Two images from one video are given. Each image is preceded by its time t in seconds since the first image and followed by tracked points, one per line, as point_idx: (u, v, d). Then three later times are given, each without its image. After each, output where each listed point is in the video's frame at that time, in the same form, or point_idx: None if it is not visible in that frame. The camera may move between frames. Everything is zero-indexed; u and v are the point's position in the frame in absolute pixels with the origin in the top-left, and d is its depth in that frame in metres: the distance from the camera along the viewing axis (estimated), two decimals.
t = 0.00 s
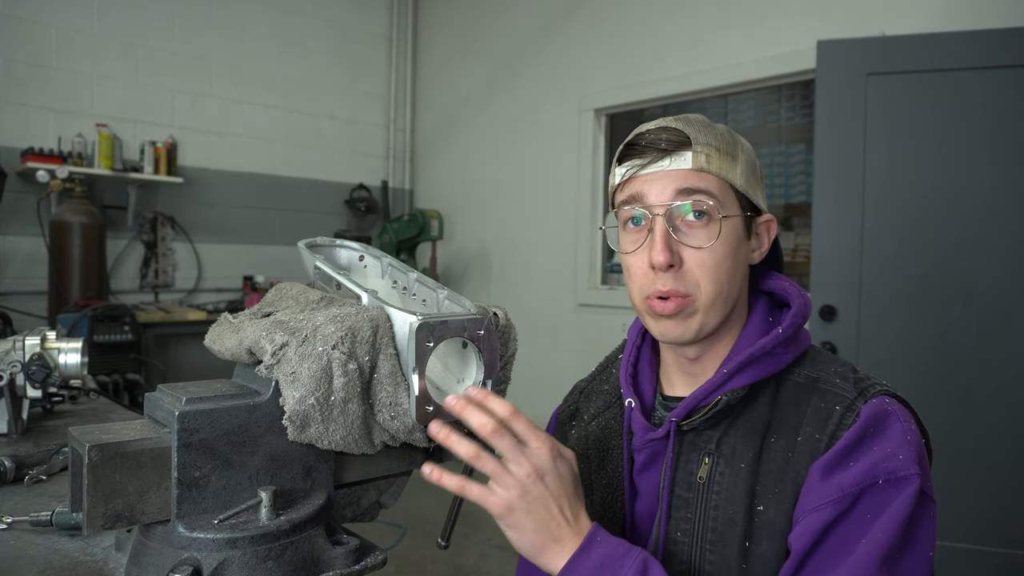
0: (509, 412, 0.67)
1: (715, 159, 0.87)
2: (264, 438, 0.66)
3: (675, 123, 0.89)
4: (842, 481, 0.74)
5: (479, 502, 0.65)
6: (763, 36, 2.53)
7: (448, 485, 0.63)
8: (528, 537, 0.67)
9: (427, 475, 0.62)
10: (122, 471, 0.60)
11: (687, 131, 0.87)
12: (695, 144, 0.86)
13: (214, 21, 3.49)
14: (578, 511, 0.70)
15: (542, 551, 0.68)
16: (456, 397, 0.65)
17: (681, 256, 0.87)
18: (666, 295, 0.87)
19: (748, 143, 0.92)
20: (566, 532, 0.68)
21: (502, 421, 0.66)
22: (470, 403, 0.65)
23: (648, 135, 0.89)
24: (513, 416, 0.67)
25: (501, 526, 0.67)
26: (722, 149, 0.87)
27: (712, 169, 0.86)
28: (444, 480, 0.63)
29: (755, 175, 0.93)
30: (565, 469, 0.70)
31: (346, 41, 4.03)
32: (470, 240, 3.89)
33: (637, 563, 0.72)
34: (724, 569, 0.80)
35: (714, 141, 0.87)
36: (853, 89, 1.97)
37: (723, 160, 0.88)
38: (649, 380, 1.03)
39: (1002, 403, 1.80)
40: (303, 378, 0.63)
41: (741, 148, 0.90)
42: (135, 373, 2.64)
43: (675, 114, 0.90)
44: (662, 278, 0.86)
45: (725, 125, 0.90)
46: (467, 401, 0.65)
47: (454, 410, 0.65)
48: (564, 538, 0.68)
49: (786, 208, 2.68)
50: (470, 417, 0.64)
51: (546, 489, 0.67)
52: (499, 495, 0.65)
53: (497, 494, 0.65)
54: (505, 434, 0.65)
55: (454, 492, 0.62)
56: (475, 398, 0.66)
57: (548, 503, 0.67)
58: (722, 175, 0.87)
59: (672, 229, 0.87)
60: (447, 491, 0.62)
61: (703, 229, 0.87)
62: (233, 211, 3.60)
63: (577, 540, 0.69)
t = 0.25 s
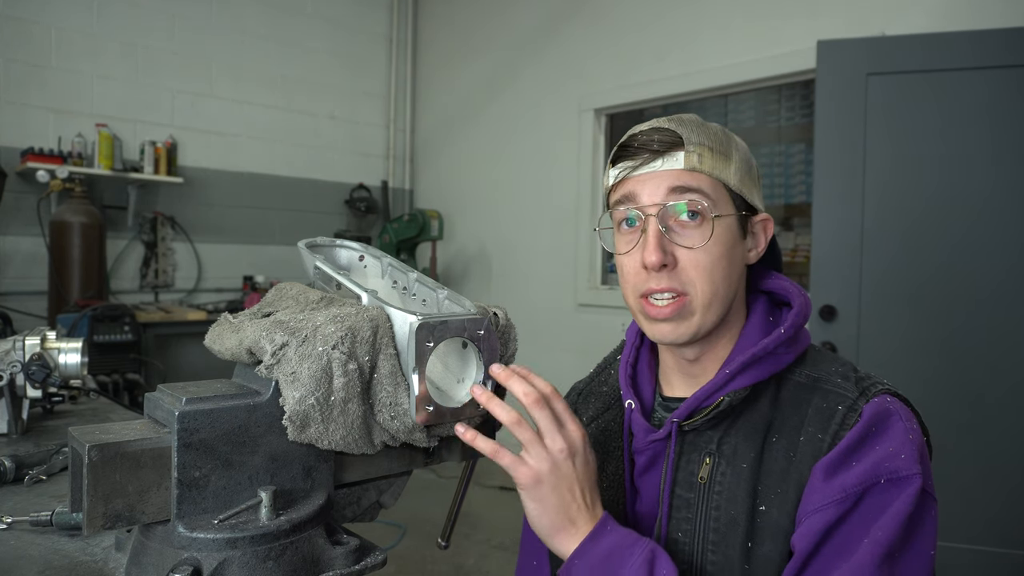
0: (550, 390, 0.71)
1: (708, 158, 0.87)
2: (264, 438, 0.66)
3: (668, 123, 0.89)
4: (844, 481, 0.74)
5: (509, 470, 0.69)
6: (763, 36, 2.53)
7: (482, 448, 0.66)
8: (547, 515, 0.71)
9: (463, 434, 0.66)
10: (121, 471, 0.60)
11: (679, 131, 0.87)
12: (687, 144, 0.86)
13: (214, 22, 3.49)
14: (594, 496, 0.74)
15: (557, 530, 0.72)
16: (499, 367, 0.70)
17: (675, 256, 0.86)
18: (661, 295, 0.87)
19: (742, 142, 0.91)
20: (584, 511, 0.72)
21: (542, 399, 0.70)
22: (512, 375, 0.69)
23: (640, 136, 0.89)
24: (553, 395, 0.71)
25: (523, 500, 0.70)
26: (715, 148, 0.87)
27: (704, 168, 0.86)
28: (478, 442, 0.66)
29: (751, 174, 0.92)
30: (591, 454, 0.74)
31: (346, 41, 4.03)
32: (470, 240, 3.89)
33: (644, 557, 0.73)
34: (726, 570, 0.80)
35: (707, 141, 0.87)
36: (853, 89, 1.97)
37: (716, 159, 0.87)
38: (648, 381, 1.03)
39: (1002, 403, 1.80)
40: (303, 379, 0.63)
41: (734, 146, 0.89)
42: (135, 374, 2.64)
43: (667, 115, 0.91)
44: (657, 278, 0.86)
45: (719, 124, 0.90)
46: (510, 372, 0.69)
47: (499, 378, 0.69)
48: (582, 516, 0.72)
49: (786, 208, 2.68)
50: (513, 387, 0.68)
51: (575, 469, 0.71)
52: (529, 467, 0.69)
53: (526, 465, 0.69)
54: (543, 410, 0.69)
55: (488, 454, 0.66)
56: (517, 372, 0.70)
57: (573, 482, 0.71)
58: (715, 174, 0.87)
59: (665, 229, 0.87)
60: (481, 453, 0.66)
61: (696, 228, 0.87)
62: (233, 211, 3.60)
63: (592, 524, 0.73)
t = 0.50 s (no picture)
0: (536, 407, 0.67)
1: (701, 162, 0.86)
2: (264, 438, 0.66)
3: (659, 128, 0.88)
4: (853, 479, 0.74)
5: (507, 492, 0.65)
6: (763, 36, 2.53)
7: (475, 475, 0.63)
8: (550, 531, 0.67)
9: (453, 463, 0.63)
10: (122, 471, 0.60)
11: (671, 136, 0.86)
12: (680, 149, 0.86)
13: (214, 21, 3.49)
14: (597, 506, 0.71)
15: (563, 544, 0.68)
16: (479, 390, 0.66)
17: (672, 263, 0.86)
18: (662, 301, 0.87)
19: (737, 141, 0.91)
20: (587, 526, 0.69)
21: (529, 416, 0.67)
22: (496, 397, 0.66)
23: (633, 143, 0.89)
24: (540, 411, 0.67)
25: (524, 519, 0.67)
26: (709, 152, 0.87)
27: (698, 173, 0.86)
28: (471, 469, 0.63)
29: (747, 173, 0.92)
30: (587, 466, 0.70)
31: (346, 41, 4.03)
32: (470, 240, 3.89)
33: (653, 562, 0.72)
34: (733, 569, 0.80)
35: (700, 144, 0.86)
36: (853, 89, 1.97)
37: (710, 162, 0.87)
38: (649, 382, 1.02)
39: (1003, 403, 1.80)
40: (303, 378, 0.63)
41: (728, 147, 0.89)
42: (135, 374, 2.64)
43: (659, 118, 0.90)
44: (656, 286, 0.86)
45: (711, 125, 0.89)
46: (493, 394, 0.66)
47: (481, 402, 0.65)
48: (586, 531, 0.69)
49: (786, 208, 2.68)
50: (497, 410, 0.65)
51: (572, 483, 0.67)
52: (526, 487, 0.65)
53: (525, 485, 0.65)
54: (531, 427, 0.66)
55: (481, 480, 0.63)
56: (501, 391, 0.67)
57: (572, 497, 0.67)
58: (709, 178, 0.86)
59: (662, 236, 0.87)
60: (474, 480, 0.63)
61: (693, 233, 0.87)
62: (233, 211, 3.60)
63: (596, 535, 0.69)
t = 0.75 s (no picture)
0: (507, 436, 0.65)
1: (701, 163, 0.86)
2: (264, 438, 0.66)
3: (658, 129, 0.88)
4: (856, 480, 0.75)
5: (489, 531, 0.67)
6: (763, 36, 2.53)
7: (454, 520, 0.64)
8: (538, 559, 0.69)
9: (432, 511, 0.63)
10: (122, 471, 0.60)
11: (670, 137, 0.86)
12: (680, 150, 0.86)
13: (214, 21, 3.49)
14: (588, 528, 0.72)
15: (554, 569, 0.70)
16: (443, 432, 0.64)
17: (673, 265, 0.87)
18: (662, 303, 0.87)
19: (737, 141, 0.91)
20: (579, 549, 0.70)
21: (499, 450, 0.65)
22: (464, 436, 0.64)
23: (633, 143, 0.89)
24: (510, 442, 0.66)
25: (511, 549, 0.69)
26: (708, 152, 0.87)
27: (698, 173, 0.86)
28: (450, 516, 0.64)
29: (747, 173, 0.92)
30: (567, 489, 0.70)
31: (346, 41, 4.03)
32: (470, 240, 3.89)
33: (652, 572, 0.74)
34: (736, 571, 0.80)
35: (700, 145, 0.86)
36: (853, 89, 1.97)
37: (710, 163, 0.87)
38: (649, 382, 1.02)
39: (1003, 403, 1.80)
40: (303, 378, 0.63)
41: (729, 147, 0.89)
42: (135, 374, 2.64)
43: (658, 119, 0.90)
44: (654, 287, 0.87)
45: (710, 125, 0.90)
46: (459, 435, 0.64)
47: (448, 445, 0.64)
48: (576, 553, 0.70)
49: (786, 208, 2.68)
50: (465, 452, 0.63)
51: (553, 512, 0.68)
52: (508, 521, 0.67)
53: (506, 522, 0.67)
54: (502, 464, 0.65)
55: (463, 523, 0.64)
56: (471, 427, 0.64)
57: (555, 525, 0.68)
58: (709, 178, 0.87)
59: (662, 237, 0.87)
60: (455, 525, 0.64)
61: (693, 234, 0.87)
62: (233, 211, 3.60)
63: (589, 557, 0.71)
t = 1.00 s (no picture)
0: (536, 419, 0.69)
1: (658, 173, 0.86)
2: (264, 438, 0.66)
3: (627, 139, 0.90)
4: (859, 481, 0.75)
5: (509, 508, 0.66)
6: (763, 37, 2.53)
7: (477, 492, 0.65)
8: (556, 545, 0.68)
9: (457, 479, 0.65)
10: (122, 471, 0.60)
11: (633, 148, 0.88)
12: (637, 161, 0.87)
13: (214, 21, 3.49)
14: (604, 518, 0.72)
15: (569, 556, 0.69)
16: (480, 404, 0.67)
17: (629, 273, 0.88)
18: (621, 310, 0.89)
19: (717, 144, 0.87)
20: (594, 536, 0.70)
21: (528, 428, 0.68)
22: (498, 409, 0.68)
23: (603, 155, 0.92)
24: (539, 423, 0.69)
25: (529, 533, 0.68)
26: (669, 162, 0.86)
27: (652, 184, 0.86)
28: (473, 487, 0.65)
29: (729, 178, 0.88)
30: (588, 474, 0.71)
31: (346, 41, 4.03)
32: (470, 240, 3.89)
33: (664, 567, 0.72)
34: (739, 571, 0.79)
35: (659, 156, 0.86)
36: (853, 89, 1.97)
37: (670, 172, 0.86)
38: (649, 382, 1.02)
39: (1003, 403, 1.80)
40: (303, 378, 0.63)
41: (700, 154, 0.86)
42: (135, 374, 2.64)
43: (634, 127, 0.91)
44: (615, 294, 0.89)
45: (685, 130, 0.88)
46: (496, 407, 0.68)
47: (481, 418, 0.67)
48: (593, 541, 0.70)
49: (786, 208, 2.68)
50: (497, 425, 0.67)
51: (573, 495, 0.68)
52: (529, 500, 0.67)
53: (526, 500, 0.67)
54: (530, 441, 0.68)
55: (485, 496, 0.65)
56: (502, 404, 0.69)
57: (573, 508, 0.68)
58: (666, 188, 0.86)
59: (620, 246, 0.89)
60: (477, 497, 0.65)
61: (649, 244, 0.87)
62: (233, 211, 3.60)
63: (605, 545, 0.70)
